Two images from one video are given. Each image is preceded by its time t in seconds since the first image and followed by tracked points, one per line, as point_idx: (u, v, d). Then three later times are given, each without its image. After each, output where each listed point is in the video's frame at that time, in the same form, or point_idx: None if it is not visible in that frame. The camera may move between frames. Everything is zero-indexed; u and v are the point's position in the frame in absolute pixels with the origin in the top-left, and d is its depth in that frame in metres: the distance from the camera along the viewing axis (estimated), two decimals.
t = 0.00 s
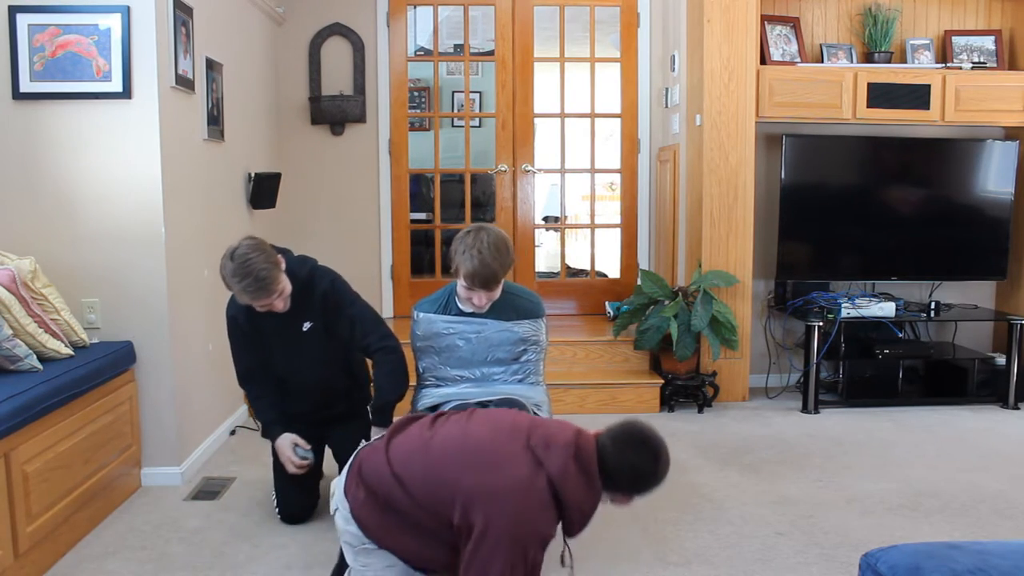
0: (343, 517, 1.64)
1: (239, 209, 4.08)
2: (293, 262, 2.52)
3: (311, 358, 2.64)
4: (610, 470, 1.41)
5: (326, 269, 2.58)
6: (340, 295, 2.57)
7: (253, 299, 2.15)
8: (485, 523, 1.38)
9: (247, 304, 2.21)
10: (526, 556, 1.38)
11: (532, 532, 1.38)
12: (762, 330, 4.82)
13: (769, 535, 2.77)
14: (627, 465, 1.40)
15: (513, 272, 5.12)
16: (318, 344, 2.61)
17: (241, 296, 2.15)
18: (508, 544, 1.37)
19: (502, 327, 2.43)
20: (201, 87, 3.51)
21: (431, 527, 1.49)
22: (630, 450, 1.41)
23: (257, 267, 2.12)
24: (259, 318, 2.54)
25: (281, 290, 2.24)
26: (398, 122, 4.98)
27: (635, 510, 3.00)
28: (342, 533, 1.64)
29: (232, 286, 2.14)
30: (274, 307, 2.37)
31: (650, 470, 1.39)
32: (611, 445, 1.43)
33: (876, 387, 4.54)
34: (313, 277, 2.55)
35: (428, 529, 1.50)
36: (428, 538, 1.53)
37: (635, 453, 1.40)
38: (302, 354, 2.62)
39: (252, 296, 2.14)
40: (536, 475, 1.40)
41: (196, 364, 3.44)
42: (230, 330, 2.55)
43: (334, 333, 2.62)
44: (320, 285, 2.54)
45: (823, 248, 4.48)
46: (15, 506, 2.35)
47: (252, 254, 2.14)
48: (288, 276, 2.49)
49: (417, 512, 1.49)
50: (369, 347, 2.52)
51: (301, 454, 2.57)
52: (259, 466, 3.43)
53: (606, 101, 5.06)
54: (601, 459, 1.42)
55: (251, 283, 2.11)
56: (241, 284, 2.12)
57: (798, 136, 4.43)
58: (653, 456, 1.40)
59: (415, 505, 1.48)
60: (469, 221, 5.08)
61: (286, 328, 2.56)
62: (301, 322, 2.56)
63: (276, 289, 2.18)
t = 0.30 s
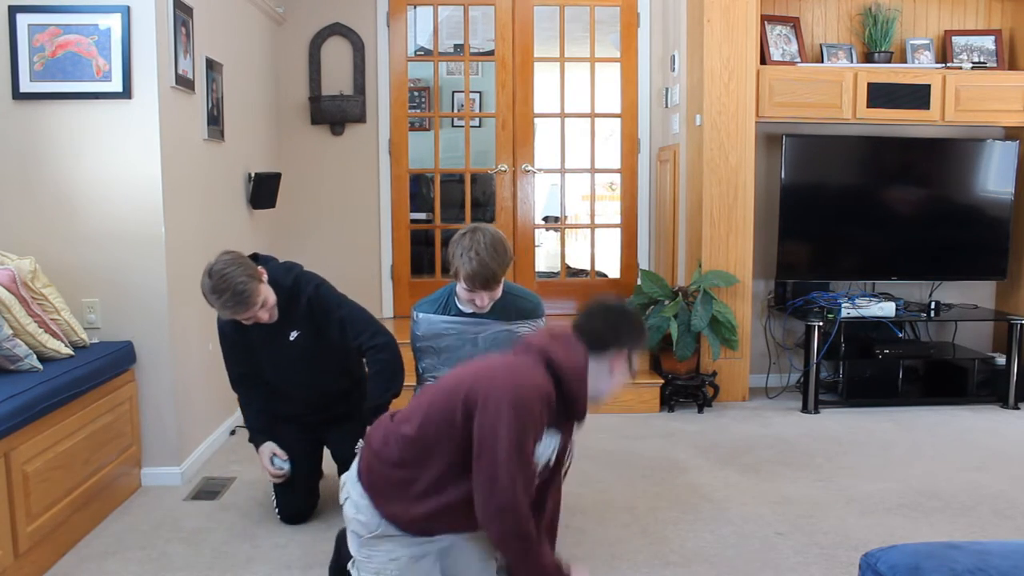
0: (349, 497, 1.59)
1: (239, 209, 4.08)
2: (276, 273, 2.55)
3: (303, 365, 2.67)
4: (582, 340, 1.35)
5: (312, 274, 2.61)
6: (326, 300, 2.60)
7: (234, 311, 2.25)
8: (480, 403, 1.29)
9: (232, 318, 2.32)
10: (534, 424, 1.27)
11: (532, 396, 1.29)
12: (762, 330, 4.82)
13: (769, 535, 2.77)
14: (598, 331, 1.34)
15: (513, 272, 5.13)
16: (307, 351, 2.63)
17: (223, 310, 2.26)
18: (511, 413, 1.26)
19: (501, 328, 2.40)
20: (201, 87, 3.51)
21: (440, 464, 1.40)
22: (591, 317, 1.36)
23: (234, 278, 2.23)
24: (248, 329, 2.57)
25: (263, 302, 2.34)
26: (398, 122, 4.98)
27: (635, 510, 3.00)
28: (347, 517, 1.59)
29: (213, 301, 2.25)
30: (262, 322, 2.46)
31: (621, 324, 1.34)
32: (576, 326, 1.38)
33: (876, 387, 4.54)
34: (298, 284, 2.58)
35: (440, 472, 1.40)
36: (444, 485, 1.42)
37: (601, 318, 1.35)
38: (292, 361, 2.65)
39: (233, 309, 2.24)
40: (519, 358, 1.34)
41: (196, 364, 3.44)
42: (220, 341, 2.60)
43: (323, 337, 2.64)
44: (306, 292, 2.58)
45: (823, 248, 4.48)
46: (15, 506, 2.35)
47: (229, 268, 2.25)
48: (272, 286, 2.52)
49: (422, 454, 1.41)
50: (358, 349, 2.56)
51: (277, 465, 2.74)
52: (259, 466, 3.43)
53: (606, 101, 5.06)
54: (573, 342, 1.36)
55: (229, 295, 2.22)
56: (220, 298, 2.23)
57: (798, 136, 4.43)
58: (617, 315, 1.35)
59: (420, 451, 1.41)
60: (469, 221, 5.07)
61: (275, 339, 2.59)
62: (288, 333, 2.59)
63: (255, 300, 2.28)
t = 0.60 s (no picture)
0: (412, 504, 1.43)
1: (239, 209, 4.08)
2: (272, 274, 2.59)
3: (300, 364, 2.68)
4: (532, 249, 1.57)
5: (308, 275, 2.64)
6: (321, 301, 2.61)
7: (230, 311, 2.27)
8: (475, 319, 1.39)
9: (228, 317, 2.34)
10: (508, 326, 1.34)
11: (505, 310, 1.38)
12: (762, 330, 4.82)
13: (769, 535, 2.77)
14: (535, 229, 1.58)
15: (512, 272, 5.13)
16: (303, 351, 2.66)
17: (219, 310, 2.27)
18: (490, 321, 1.36)
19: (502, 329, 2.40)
20: (201, 87, 3.51)
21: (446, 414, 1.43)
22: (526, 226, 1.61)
23: (227, 278, 2.24)
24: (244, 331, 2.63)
25: (257, 302, 2.36)
26: (398, 122, 4.98)
27: (635, 510, 3.00)
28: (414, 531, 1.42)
29: (207, 301, 2.26)
30: (258, 321, 2.48)
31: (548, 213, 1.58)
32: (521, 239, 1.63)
33: (876, 387, 4.54)
34: (293, 285, 2.61)
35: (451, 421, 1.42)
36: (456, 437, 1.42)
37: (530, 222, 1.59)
38: (288, 360, 2.67)
39: (228, 308, 2.26)
40: (503, 286, 1.48)
41: (196, 364, 3.44)
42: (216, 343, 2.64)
43: (320, 338, 2.66)
44: (301, 293, 2.60)
45: (823, 248, 4.48)
46: (15, 505, 2.35)
47: (222, 267, 2.26)
48: (267, 287, 2.56)
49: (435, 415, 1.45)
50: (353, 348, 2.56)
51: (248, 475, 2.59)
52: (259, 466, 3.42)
53: (606, 101, 5.06)
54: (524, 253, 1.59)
55: (223, 294, 2.23)
56: (215, 299, 2.25)
57: (798, 136, 4.43)
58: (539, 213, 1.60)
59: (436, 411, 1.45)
60: (469, 221, 5.07)
61: (272, 338, 2.62)
62: (284, 332, 2.62)
63: (250, 299, 2.29)
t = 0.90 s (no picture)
0: (501, 556, 1.31)
1: (239, 208, 4.08)
2: (279, 274, 2.60)
3: (305, 364, 2.69)
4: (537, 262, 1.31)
5: (315, 276, 2.64)
6: (330, 301, 2.62)
7: (235, 311, 2.27)
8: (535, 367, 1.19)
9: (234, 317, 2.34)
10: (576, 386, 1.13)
11: (561, 352, 1.16)
12: (762, 330, 4.83)
13: (769, 535, 2.77)
14: (536, 232, 1.30)
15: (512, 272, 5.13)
16: (309, 351, 2.67)
17: (225, 311, 2.27)
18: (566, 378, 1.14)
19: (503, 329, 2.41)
20: (201, 87, 3.51)
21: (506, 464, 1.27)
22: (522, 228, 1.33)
23: (233, 278, 2.24)
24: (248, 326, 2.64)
25: (263, 302, 2.36)
26: (398, 121, 4.98)
27: (635, 510, 3.00)
28: None
29: (213, 300, 2.26)
30: (263, 321, 2.48)
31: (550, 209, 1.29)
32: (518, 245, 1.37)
33: (876, 387, 4.54)
34: (300, 285, 2.61)
35: (513, 470, 1.27)
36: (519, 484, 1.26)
37: (529, 222, 1.31)
38: (294, 360, 2.68)
39: (234, 308, 2.26)
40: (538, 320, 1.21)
41: (196, 363, 3.44)
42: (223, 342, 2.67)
43: (326, 338, 2.67)
44: (309, 293, 2.61)
45: (823, 248, 4.48)
46: (15, 506, 2.35)
47: (229, 267, 2.26)
48: (274, 287, 2.56)
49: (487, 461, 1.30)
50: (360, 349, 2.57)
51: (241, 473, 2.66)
52: (259, 466, 3.42)
53: (606, 101, 5.06)
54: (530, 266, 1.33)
55: (229, 294, 2.23)
56: (220, 298, 2.24)
57: (798, 136, 4.43)
58: (537, 208, 1.31)
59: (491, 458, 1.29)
60: (469, 221, 5.08)
61: (278, 338, 2.63)
62: (291, 332, 2.63)
63: (255, 299, 2.29)
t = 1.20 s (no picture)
0: (546, 561, 1.35)
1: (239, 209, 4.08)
2: (278, 277, 2.61)
3: (305, 365, 2.70)
4: (509, 246, 1.36)
5: (312, 277, 2.66)
6: (330, 301, 2.64)
7: (230, 316, 2.27)
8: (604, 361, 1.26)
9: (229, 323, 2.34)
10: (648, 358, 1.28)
11: (627, 351, 1.27)
12: (763, 330, 4.83)
13: (769, 535, 2.77)
14: (499, 214, 1.36)
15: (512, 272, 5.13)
16: (310, 351, 2.67)
17: (220, 316, 2.27)
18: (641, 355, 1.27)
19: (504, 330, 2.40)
20: (201, 87, 3.51)
21: (572, 472, 1.31)
22: (481, 217, 1.38)
23: (229, 283, 2.25)
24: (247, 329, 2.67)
25: (259, 307, 2.36)
26: (398, 121, 4.98)
27: (635, 510, 3.00)
28: None
29: (208, 306, 2.26)
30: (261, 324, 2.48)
31: (509, 191, 1.36)
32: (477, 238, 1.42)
33: (876, 387, 4.54)
34: (298, 287, 2.63)
35: (573, 470, 1.32)
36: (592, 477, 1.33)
37: (489, 207, 1.37)
38: (295, 361, 2.68)
39: (229, 314, 2.26)
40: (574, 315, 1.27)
41: (196, 364, 3.44)
42: (225, 345, 2.70)
43: (326, 337, 2.67)
44: (307, 295, 2.63)
45: (823, 248, 4.47)
46: (14, 506, 2.35)
47: (224, 272, 2.26)
48: (272, 290, 2.58)
49: (547, 476, 1.31)
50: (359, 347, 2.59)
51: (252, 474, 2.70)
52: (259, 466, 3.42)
53: (606, 101, 5.06)
54: (502, 251, 1.37)
55: (225, 299, 2.24)
56: (215, 305, 2.25)
57: (798, 136, 4.43)
58: (493, 194, 1.38)
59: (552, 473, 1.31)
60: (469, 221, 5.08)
61: (279, 340, 2.64)
62: (292, 334, 2.64)
63: (251, 304, 2.30)
